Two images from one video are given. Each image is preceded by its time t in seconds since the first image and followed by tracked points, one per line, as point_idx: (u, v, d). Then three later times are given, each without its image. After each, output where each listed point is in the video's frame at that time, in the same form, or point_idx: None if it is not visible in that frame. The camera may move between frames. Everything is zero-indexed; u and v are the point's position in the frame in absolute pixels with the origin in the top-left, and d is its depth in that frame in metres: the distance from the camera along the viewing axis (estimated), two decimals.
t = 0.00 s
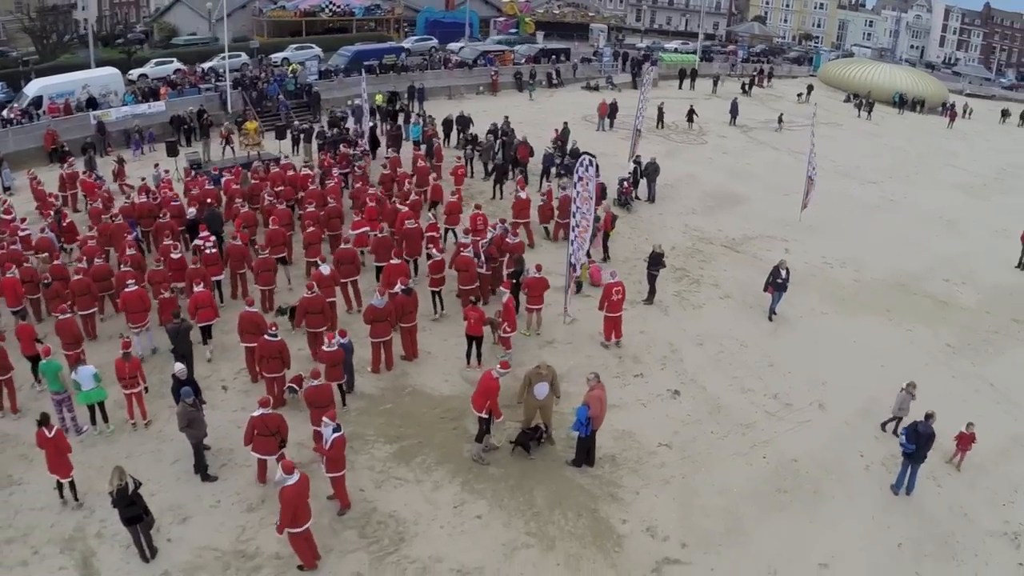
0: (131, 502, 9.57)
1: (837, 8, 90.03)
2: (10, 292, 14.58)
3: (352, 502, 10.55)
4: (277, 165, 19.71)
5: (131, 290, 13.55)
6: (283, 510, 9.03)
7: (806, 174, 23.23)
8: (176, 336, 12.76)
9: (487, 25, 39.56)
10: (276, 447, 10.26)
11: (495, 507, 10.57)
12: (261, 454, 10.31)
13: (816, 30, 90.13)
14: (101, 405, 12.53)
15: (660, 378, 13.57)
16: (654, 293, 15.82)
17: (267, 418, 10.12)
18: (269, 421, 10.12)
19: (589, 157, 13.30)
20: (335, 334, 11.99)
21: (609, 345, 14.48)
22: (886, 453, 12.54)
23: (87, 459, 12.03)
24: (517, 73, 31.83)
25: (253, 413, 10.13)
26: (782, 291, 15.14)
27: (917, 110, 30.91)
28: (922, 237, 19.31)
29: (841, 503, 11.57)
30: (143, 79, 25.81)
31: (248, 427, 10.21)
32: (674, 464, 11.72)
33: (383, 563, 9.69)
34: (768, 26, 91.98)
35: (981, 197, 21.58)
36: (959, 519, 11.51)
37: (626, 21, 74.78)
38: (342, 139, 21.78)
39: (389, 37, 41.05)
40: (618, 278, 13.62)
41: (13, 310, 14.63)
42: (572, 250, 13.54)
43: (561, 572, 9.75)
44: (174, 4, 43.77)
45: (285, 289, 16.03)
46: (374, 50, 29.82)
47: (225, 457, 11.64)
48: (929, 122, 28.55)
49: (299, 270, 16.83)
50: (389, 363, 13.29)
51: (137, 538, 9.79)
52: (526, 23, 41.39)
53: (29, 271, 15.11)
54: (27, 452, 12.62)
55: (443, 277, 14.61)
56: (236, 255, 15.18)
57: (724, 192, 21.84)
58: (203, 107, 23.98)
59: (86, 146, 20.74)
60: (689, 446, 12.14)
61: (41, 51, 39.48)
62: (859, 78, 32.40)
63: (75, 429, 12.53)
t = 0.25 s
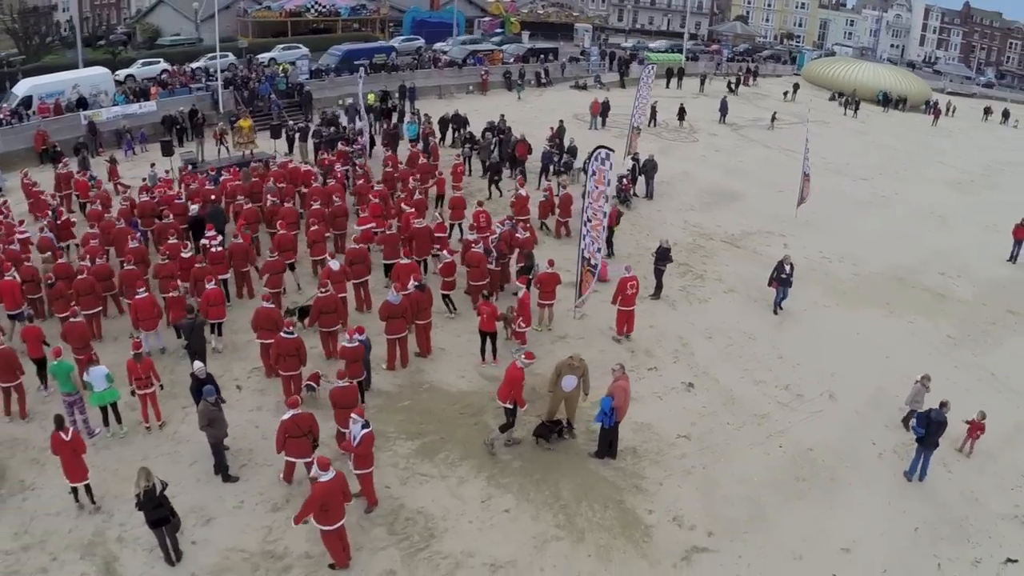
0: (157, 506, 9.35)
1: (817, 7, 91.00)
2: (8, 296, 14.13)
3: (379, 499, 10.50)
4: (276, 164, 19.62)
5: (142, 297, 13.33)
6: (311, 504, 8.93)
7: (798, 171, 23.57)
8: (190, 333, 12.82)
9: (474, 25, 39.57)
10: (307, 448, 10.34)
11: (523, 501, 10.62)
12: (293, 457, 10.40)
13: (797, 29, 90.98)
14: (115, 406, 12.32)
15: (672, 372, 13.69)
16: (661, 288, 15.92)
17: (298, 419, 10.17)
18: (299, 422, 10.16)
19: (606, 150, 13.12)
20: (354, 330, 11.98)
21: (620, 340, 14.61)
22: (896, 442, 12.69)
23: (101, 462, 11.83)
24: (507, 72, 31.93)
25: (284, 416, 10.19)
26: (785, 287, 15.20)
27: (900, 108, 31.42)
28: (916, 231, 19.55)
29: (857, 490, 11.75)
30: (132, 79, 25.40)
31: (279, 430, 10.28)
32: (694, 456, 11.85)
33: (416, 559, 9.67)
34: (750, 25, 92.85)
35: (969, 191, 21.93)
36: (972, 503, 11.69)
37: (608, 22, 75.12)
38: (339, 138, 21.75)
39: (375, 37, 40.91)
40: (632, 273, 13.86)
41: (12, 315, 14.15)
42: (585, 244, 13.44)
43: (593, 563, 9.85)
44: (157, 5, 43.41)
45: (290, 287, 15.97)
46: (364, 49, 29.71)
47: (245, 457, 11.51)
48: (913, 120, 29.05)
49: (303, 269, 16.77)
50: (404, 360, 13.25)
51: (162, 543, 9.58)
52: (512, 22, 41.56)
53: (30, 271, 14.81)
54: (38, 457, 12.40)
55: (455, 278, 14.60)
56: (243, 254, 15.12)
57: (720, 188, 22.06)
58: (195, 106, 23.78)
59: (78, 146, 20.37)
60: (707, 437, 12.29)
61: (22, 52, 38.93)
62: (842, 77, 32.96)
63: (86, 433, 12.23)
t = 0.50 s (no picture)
0: (185, 508, 9.19)
1: (799, 6, 92.02)
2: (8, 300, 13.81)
3: (405, 496, 10.49)
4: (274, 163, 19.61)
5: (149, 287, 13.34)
6: (345, 497, 8.95)
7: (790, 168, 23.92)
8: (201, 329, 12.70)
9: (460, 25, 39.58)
10: (334, 447, 10.28)
11: (548, 494, 10.68)
12: (321, 457, 10.33)
13: (780, 28, 92.19)
14: (128, 409, 12.08)
15: (684, 365, 13.82)
16: (666, 283, 16.05)
17: (324, 417, 10.13)
18: (325, 420, 10.13)
19: (625, 145, 13.54)
20: (372, 327, 11.94)
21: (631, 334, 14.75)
22: (906, 431, 12.88)
23: (116, 464, 11.67)
24: (496, 72, 32.01)
25: (308, 415, 10.14)
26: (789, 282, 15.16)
27: (884, 106, 31.94)
28: (909, 225, 19.85)
29: (871, 477, 11.93)
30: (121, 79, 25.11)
31: (304, 429, 10.23)
32: (712, 447, 11.99)
33: (447, 554, 9.68)
34: (732, 24, 93.68)
35: (957, 186, 22.35)
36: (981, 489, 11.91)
37: (592, 21, 75.36)
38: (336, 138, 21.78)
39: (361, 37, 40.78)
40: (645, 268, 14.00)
41: (12, 322, 13.85)
42: (597, 238, 13.87)
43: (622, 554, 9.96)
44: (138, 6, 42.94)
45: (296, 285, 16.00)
46: (355, 49, 29.61)
47: (264, 456, 11.42)
48: (897, 118, 29.55)
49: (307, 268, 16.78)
50: (418, 357, 13.26)
51: (190, 545, 9.41)
52: (498, 22, 41.64)
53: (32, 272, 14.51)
54: (50, 462, 12.22)
55: (464, 271, 14.56)
56: (249, 253, 15.14)
57: (715, 185, 22.28)
58: (187, 106, 23.63)
59: (71, 148, 20.12)
60: (723, 428, 12.44)
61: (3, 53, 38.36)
62: (827, 75, 33.49)
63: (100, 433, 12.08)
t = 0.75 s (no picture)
0: (218, 508, 9.08)
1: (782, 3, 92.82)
2: (15, 303, 13.74)
3: (435, 491, 10.50)
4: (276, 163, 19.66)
5: (160, 283, 13.42)
6: (383, 491, 8.99)
7: (784, 163, 24.18)
8: (216, 324, 12.65)
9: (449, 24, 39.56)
10: (359, 442, 10.22)
11: (577, 487, 10.76)
12: (345, 453, 10.27)
13: (765, 24, 93.70)
14: (146, 410, 11.99)
15: (698, 358, 13.96)
16: (675, 277, 16.18)
17: (351, 412, 10.12)
18: (352, 415, 10.12)
19: (641, 142, 13.64)
20: (391, 322, 11.88)
21: (644, 327, 14.88)
22: (916, 418, 13.01)
23: (137, 466, 11.54)
24: (488, 70, 32.07)
25: (335, 410, 10.14)
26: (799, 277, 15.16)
27: (872, 101, 32.44)
28: (906, 218, 20.16)
29: (888, 465, 12.10)
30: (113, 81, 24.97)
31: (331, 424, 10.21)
32: (732, 437, 12.14)
33: (481, 549, 9.70)
34: (716, 21, 94.57)
35: (949, 180, 22.74)
36: (993, 473, 12.08)
37: (577, 20, 75.65)
38: (337, 136, 21.88)
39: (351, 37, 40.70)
40: (659, 259, 14.10)
41: (19, 323, 13.76)
42: (610, 234, 14.27)
43: (653, 544, 10.07)
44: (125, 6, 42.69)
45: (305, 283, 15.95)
46: (347, 48, 29.58)
47: (288, 454, 11.35)
48: (885, 113, 29.98)
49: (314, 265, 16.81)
50: (436, 352, 13.32)
51: (222, 546, 9.29)
52: (485, 21, 41.78)
53: (41, 273, 14.55)
54: (67, 465, 12.06)
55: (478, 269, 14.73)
56: (258, 249, 15.13)
57: (714, 180, 22.48)
58: (182, 106, 23.59)
59: (67, 148, 19.96)
60: (741, 419, 12.58)
61: None
62: (815, 70, 33.98)
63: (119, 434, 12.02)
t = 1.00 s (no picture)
0: (247, 512, 8.92)
1: None
2: (19, 305, 13.64)
3: (459, 489, 10.50)
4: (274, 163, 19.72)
5: (172, 299, 13.18)
6: (414, 488, 9.06)
7: (775, 160, 24.51)
8: (230, 319, 12.74)
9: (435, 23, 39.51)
10: (383, 437, 10.06)
11: (599, 482, 10.85)
12: (367, 447, 10.08)
13: (746, 22, 94.61)
14: (160, 413, 11.86)
15: (707, 352, 14.10)
16: (679, 274, 16.32)
17: (376, 407, 9.99)
18: (378, 411, 9.98)
19: (649, 142, 13.81)
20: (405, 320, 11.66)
21: (651, 323, 15.04)
22: (922, 409, 13.25)
23: (153, 470, 11.39)
24: (476, 69, 32.11)
25: (361, 405, 9.98)
26: (803, 273, 15.17)
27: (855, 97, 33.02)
28: (899, 213, 20.51)
29: (898, 454, 12.31)
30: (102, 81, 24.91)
31: (355, 420, 10.03)
32: (746, 430, 12.31)
33: (510, 545, 9.72)
34: (699, 18, 95.42)
35: (936, 175, 23.19)
36: (1001, 461, 12.32)
37: (559, 19, 75.90)
38: (332, 135, 21.97)
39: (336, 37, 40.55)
40: (665, 254, 14.26)
41: (22, 326, 13.70)
42: (620, 230, 14.44)
43: (679, 537, 10.21)
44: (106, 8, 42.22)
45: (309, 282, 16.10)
46: (336, 47, 29.65)
47: (307, 455, 11.26)
48: (870, 109, 30.45)
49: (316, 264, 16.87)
50: (450, 350, 13.31)
51: (250, 549, 9.13)
52: (470, 21, 41.86)
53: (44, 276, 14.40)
54: (80, 471, 11.86)
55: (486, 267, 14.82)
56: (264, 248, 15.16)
57: (708, 177, 22.70)
58: (172, 106, 23.59)
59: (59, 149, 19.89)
60: (755, 412, 12.75)
61: None
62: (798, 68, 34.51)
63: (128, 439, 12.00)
